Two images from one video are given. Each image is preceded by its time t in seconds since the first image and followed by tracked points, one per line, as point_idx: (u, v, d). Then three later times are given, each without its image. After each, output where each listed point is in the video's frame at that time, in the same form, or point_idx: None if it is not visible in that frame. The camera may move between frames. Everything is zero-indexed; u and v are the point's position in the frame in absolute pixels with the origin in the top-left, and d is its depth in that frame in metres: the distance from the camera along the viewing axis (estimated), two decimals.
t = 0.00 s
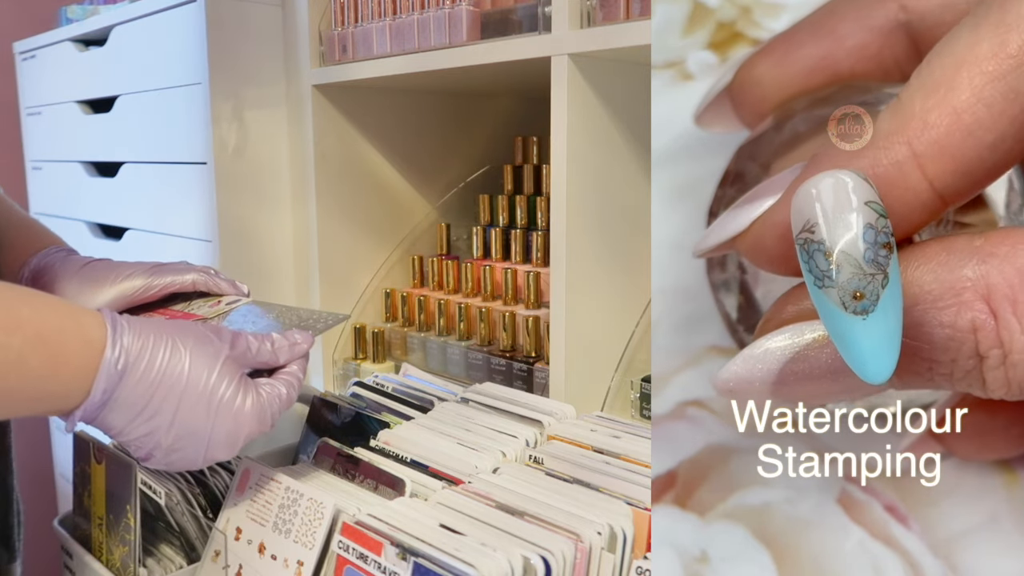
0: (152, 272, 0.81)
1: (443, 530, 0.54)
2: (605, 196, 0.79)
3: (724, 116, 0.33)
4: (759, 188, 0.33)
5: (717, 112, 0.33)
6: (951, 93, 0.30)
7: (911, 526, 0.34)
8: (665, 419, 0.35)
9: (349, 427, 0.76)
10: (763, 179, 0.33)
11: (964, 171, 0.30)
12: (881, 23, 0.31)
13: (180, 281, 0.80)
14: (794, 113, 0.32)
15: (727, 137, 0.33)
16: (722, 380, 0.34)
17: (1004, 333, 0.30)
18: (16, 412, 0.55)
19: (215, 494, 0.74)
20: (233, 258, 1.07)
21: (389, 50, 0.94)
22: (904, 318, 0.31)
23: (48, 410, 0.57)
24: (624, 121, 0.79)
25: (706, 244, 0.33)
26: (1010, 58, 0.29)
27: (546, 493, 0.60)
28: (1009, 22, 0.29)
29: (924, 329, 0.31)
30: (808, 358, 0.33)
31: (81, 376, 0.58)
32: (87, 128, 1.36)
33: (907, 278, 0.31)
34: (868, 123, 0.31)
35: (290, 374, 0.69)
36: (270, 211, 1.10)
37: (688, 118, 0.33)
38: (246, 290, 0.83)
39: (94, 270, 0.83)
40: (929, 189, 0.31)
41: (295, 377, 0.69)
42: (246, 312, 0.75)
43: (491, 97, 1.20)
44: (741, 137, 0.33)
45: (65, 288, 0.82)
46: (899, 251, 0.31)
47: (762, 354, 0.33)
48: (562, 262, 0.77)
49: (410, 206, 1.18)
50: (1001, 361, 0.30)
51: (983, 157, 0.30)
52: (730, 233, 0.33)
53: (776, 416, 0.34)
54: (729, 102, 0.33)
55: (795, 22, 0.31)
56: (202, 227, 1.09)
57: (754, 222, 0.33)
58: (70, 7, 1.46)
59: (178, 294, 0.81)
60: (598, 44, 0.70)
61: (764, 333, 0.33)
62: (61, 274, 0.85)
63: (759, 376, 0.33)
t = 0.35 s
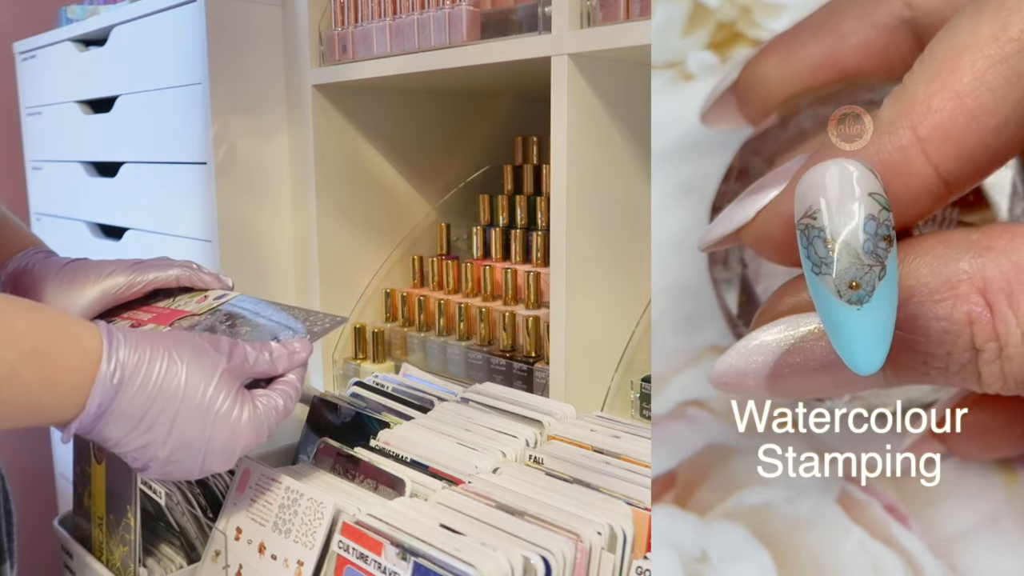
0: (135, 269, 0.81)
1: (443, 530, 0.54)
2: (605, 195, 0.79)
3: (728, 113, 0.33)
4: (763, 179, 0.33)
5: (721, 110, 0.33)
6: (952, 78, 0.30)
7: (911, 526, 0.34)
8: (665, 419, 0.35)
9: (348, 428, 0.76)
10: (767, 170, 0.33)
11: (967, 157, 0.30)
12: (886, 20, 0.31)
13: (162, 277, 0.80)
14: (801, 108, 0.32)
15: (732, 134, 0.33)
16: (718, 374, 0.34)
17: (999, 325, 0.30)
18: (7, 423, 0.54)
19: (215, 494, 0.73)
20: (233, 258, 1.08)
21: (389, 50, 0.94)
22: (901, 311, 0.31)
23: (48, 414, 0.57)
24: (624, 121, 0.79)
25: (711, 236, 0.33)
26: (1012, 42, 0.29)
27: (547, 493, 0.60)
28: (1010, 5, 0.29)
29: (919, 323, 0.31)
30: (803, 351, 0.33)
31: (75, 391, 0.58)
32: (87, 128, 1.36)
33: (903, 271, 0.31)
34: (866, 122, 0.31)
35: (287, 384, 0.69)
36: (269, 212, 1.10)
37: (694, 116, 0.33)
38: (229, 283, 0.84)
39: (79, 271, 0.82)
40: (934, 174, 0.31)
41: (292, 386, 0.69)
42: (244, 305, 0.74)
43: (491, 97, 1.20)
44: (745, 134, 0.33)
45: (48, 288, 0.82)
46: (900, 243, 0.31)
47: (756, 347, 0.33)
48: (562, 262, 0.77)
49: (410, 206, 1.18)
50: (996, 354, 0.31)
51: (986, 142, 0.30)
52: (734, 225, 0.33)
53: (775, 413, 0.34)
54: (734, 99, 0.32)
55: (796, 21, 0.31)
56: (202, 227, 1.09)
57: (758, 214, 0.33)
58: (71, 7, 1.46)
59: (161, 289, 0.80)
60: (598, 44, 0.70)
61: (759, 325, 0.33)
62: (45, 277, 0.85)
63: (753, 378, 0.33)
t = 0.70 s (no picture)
0: (131, 275, 0.81)
1: (443, 530, 0.54)
2: (605, 194, 0.79)
3: (722, 111, 0.32)
4: (752, 155, 0.32)
5: (714, 107, 0.33)
6: (939, 54, 0.29)
7: (911, 526, 0.34)
8: (665, 418, 0.35)
9: (348, 428, 0.76)
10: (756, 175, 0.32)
11: (952, 132, 0.30)
12: (877, 21, 0.31)
13: (157, 283, 0.80)
14: (791, 108, 0.32)
15: (723, 133, 0.33)
16: (701, 346, 0.34)
17: (989, 300, 0.29)
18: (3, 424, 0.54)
19: (215, 494, 0.73)
20: (234, 258, 1.08)
21: (389, 50, 0.94)
22: (887, 283, 0.31)
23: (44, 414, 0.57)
24: (624, 120, 0.79)
25: (698, 218, 0.33)
26: (1000, 21, 0.29)
27: (546, 493, 0.60)
28: None
29: (908, 295, 0.31)
30: (786, 323, 0.32)
31: (71, 387, 0.58)
32: (88, 128, 1.37)
33: (891, 250, 0.31)
34: (867, 125, 0.30)
35: (286, 381, 0.69)
36: (270, 211, 1.11)
37: (685, 114, 0.33)
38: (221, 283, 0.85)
39: (74, 274, 0.83)
40: (917, 146, 0.30)
41: (291, 383, 0.69)
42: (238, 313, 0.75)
43: (492, 97, 1.20)
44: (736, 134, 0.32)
45: (42, 291, 0.82)
46: (886, 216, 0.31)
47: (739, 325, 0.33)
48: (562, 260, 0.77)
49: (411, 206, 1.18)
50: (985, 330, 0.30)
51: (971, 117, 0.30)
52: (721, 204, 0.33)
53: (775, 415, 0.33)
54: (726, 97, 0.32)
55: (794, 20, 0.31)
56: (202, 227, 1.09)
57: (745, 189, 0.33)
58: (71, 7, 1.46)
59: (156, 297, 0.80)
60: (598, 44, 0.70)
61: (744, 299, 0.33)
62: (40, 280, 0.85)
63: (752, 376, 0.33)
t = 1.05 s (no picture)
0: (129, 275, 0.81)
1: (443, 530, 0.54)
2: (605, 194, 0.79)
3: (718, 109, 0.32)
4: (751, 168, 0.32)
5: (710, 105, 0.33)
6: (939, 68, 0.30)
7: (911, 526, 0.34)
8: (665, 418, 0.34)
9: (348, 428, 0.76)
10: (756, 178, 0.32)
11: (953, 146, 0.30)
12: (874, 21, 0.31)
13: (155, 283, 0.80)
14: (788, 108, 0.32)
15: (720, 131, 0.33)
16: (707, 363, 0.34)
17: (991, 315, 0.30)
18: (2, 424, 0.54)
19: (215, 494, 0.73)
20: (234, 258, 1.08)
21: (389, 50, 0.94)
22: (890, 299, 0.31)
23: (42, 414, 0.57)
24: (624, 120, 0.79)
25: (699, 231, 0.33)
26: (1000, 34, 0.29)
27: (546, 493, 0.60)
28: None
29: (910, 311, 0.31)
30: (792, 341, 0.33)
31: (70, 387, 0.58)
32: (88, 129, 1.37)
33: (894, 263, 0.31)
34: (867, 124, 0.30)
35: (286, 382, 0.69)
36: (270, 211, 1.11)
37: (680, 114, 0.33)
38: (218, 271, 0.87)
39: (72, 274, 0.83)
40: (919, 162, 0.31)
41: (292, 384, 0.69)
42: (238, 313, 0.75)
43: (491, 97, 1.20)
44: (733, 132, 0.33)
45: (39, 290, 0.82)
46: (889, 233, 0.31)
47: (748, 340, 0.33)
48: (562, 261, 0.77)
49: (410, 206, 1.18)
50: (988, 344, 0.30)
51: (972, 130, 0.30)
52: (722, 218, 0.33)
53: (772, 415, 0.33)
54: (722, 96, 0.32)
55: (794, 17, 0.31)
56: (202, 227, 1.09)
57: (747, 203, 0.33)
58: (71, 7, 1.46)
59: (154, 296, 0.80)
60: (598, 44, 0.70)
61: (749, 315, 0.33)
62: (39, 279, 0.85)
63: (751, 377, 0.33)
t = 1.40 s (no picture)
0: (130, 273, 0.81)
1: (443, 530, 0.54)
2: (605, 193, 0.79)
3: (715, 109, 0.32)
4: (746, 186, 0.33)
5: (707, 106, 0.32)
6: (942, 83, 0.30)
7: (911, 526, 0.34)
8: (665, 419, 0.34)
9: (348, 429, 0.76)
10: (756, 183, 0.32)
11: (956, 160, 0.30)
12: (872, 22, 0.31)
13: (155, 280, 0.80)
14: (785, 110, 0.32)
15: (718, 131, 0.33)
16: (713, 377, 0.33)
17: (993, 326, 0.30)
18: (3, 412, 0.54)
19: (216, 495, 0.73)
20: (233, 257, 1.08)
21: (389, 50, 0.94)
22: (894, 316, 0.31)
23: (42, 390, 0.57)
24: (625, 120, 0.79)
25: (700, 244, 0.33)
26: (1002, 48, 0.29)
27: (546, 493, 0.60)
28: (1003, 10, 0.29)
29: (912, 326, 0.31)
30: (798, 355, 0.32)
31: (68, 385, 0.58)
32: (88, 129, 1.37)
33: (896, 271, 0.31)
34: (867, 123, 0.30)
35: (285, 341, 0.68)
36: (270, 211, 1.10)
37: (678, 114, 0.33)
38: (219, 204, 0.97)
39: (72, 270, 0.83)
40: (922, 177, 0.31)
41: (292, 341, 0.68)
42: (238, 309, 0.74)
43: (491, 96, 1.19)
44: (731, 133, 0.32)
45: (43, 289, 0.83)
46: (890, 247, 0.31)
47: (754, 355, 0.33)
48: (562, 261, 0.77)
49: (411, 206, 1.18)
50: (991, 357, 0.31)
51: (975, 144, 0.30)
52: (723, 231, 0.33)
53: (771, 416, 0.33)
54: (719, 97, 0.32)
55: (793, 17, 0.31)
56: (202, 227, 1.10)
57: (749, 219, 0.33)
58: (71, 7, 1.46)
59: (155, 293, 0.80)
60: (598, 44, 0.70)
61: (752, 330, 0.33)
62: (40, 276, 0.86)
63: (751, 379, 0.33)
